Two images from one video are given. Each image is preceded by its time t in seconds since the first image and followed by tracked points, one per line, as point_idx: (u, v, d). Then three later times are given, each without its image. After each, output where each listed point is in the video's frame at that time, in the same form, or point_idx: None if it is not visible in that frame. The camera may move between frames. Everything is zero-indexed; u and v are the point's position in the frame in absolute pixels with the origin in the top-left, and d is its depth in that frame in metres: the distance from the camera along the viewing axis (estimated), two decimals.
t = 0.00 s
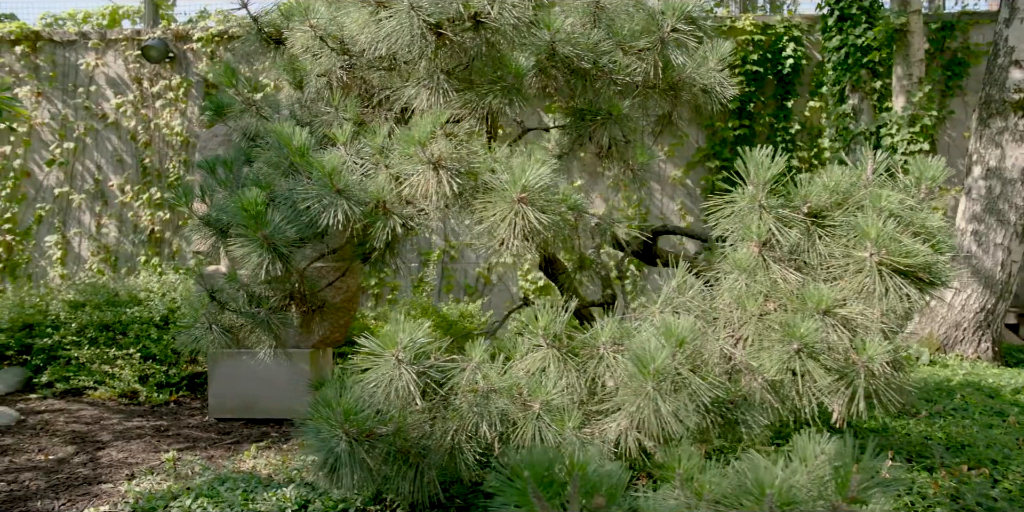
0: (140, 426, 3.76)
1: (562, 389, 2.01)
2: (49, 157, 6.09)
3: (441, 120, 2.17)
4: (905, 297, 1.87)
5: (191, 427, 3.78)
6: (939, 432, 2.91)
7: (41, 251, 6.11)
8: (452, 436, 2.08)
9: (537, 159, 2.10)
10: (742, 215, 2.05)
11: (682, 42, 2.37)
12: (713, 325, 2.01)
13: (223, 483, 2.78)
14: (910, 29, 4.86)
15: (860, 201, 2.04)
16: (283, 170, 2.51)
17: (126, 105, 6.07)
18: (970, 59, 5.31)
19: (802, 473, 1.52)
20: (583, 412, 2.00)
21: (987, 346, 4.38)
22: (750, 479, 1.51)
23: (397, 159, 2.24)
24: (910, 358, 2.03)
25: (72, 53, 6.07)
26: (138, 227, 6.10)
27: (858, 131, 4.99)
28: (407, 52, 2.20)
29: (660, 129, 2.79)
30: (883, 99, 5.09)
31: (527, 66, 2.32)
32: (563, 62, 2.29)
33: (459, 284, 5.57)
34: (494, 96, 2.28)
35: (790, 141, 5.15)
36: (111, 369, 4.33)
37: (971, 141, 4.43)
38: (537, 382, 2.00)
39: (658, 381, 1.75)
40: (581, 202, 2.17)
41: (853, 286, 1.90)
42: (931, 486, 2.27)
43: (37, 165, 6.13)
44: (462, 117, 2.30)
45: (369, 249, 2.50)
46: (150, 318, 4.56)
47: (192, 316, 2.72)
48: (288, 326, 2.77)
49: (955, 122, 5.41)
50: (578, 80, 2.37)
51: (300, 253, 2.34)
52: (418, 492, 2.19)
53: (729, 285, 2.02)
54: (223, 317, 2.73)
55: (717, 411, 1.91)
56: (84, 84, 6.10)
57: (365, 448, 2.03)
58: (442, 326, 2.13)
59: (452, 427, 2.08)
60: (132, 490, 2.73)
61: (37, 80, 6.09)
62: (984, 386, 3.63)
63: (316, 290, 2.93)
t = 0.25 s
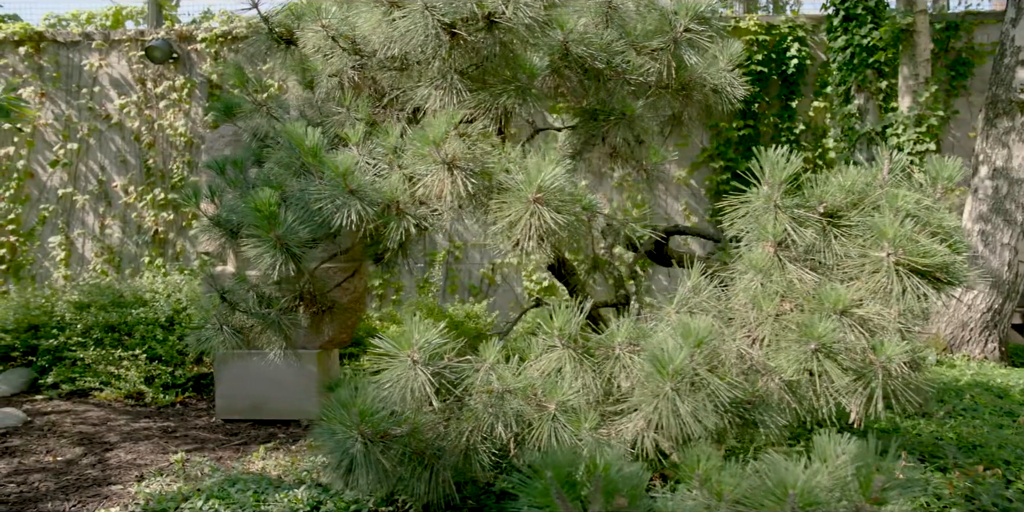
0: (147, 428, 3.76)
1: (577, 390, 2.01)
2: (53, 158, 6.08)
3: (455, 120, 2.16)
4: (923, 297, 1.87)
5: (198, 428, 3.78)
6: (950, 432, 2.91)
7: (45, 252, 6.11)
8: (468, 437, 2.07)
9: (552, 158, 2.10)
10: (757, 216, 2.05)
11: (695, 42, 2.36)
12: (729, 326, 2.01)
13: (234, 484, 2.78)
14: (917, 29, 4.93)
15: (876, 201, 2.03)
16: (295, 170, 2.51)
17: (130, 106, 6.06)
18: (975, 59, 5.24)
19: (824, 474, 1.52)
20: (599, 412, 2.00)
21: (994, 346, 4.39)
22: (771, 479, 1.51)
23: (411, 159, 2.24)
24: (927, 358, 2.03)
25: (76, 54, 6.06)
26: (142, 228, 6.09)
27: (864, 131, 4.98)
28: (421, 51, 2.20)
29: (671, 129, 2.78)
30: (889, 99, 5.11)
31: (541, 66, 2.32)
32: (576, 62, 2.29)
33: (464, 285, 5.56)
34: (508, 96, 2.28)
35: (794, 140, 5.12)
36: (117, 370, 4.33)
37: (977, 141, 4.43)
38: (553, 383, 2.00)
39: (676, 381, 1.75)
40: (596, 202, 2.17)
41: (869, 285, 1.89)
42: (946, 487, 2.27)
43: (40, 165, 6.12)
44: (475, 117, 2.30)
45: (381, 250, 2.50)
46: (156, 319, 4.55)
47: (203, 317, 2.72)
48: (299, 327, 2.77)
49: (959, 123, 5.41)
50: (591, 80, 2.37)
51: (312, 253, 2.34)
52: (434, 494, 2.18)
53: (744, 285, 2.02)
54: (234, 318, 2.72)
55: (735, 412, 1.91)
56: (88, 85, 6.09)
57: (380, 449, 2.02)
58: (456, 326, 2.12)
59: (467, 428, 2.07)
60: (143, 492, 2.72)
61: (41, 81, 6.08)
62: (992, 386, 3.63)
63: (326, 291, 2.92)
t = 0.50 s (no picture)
0: (155, 428, 3.75)
1: (592, 390, 2.00)
2: (57, 158, 6.08)
3: (468, 119, 2.15)
4: (941, 297, 1.86)
5: (205, 428, 3.77)
6: (960, 433, 2.90)
7: (49, 253, 6.10)
8: (483, 438, 2.07)
9: (567, 158, 2.09)
10: (772, 216, 2.05)
11: (708, 42, 2.37)
12: (745, 326, 2.01)
13: (244, 485, 2.77)
14: (922, 30, 4.88)
15: (891, 201, 2.03)
16: (306, 170, 2.50)
17: (134, 107, 6.06)
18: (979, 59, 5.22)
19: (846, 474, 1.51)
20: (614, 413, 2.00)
21: (1001, 346, 4.39)
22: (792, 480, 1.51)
23: (424, 159, 2.23)
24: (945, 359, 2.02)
25: (80, 54, 6.06)
26: (146, 228, 6.08)
27: (869, 132, 4.99)
28: (434, 51, 2.20)
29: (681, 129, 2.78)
30: (895, 99, 5.09)
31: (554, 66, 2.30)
32: (589, 61, 2.28)
33: (468, 285, 5.55)
34: (523, 96, 2.27)
35: (798, 140, 5.11)
36: (123, 371, 4.32)
37: (984, 141, 4.43)
38: (568, 382, 2.00)
39: (694, 381, 1.75)
40: (610, 202, 2.17)
41: (885, 285, 1.89)
42: (961, 487, 2.27)
43: (44, 166, 6.11)
44: (489, 117, 2.29)
45: (393, 251, 2.49)
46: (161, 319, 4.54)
47: (213, 318, 2.71)
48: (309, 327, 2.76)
49: (965, 123, 5.40)
50: (604, 80, 2.36)
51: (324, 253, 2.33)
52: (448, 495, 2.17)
53: (759, 285, 2.02)
54: (244, 318, 2.71)
55: (752, 412, 1.90)
56: (92, 85, 6.09)
57: (395, 450, 2.02)
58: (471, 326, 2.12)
59: (482, 429, 2.07)
60: (154, 493, 2.72)
61: (45, 81, 6.07)
62: (1001, 386, 3.62)
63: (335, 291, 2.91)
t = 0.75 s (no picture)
0: (162, 429, 3.75)
1: (608, 390, 2.00)
2: (60, 159, 6.07)
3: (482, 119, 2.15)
4: (958, 297, 1.85)
5: (213, 430, 3.76)
6: (971, 433, 2.89)
7: (52, 254, 6.10)
8: (498, 439, 2.06)
9: (581, 158, 2.09)
10: (787, 216, 2.05)
11: (721, 41, 2.38)
12: (761, 326, 2.01)
13: (254, 486, 2.77)
14: (929, 29, 4.95)
15: (907, 200, 2.02)
16: (317, 170, 2.50)
17: (138, 107, 6.05)
18: (984, 59, 5.14)
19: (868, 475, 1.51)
20: (630, 414, 1.99)
21: (1008, 346, 4.40)
22: (814, 480, 1.51)
23: (437, 159, 2.23)
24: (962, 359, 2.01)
25: (83, 55, 6.05)
26: (149, 229, 6.07)
27: (875, 131, 4.97)
28: (447, 51, 2.19)
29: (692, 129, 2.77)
30: (901, 99, 5.09)
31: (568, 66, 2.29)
32: (602, 61, 2.27)
33: (472, 285, 5.55)
34: (537, 96, 2.27)
35: (803, 141, 5.10)
36: (129, 372, 4.32)
37: (991, 141, 4.43)
38: (583, 383, 1.99)
39: (712, 381, 1.75)
40: (624, 202, 2.16)
41: (902, 285, 1.89)
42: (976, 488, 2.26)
43: (47, 167, 6.11)
44: (502, 117, 2.29)
45: (405, 251, 2.49)
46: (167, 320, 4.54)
47: (223, 318, 2.70)
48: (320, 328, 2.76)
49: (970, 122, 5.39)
50: (617, 80, 2.35)
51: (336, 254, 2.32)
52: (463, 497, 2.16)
53: (774, 285, 2.02)
54: (254, 319, 2.71)
55: (769, 413, 1.90)
56: (95, 86, 6.08)
57: (409, 450, 2.01)
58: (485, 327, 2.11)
59: (497, 430, 2.06)
60: (164, 494, 2.71)
61: (48, 82, 6.07)
62: (1010, 386, 3.62)
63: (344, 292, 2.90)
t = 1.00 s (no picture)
0: (168, 430, 3.74)
1: (622, 391, 1.99)
2: (63, 159, 6.06)
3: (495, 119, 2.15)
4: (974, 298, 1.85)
5: (219, 431, 3.76)
6: (982, 434, 2.89)
7: (56, 254, 6.09)
8: (511, 440, 2.06)
9: (595, 158, 2.08)
10: (800, 216, 2.05)
11: (733, 41, 2.37)
12: (776, 327, 2.01)
13: (263, 487, 2.76)
14: (934, 29, 4.90)
15: (922, 201, 2.01)
16: (327, 171, 2.49)
17: (141, 108, 6.04)
18: (987, 60, 5.14)
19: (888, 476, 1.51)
20: (644, 415, 1.99)
21: (1014, 347, 4.40)
22: (834, 482, 1.51)
23: (450, 159, 2.22)
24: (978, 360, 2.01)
25: (86, 55, 6.04)
26: (153, 229, 6.07)
27: (880, 132, 4.94)
28: (460, 51, 2.19)
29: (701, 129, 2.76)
30: (905, 100, 5.05)
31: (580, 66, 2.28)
32: (614, 62, 2.26)
33: (476, 286, 5.54)
34: (549, 96, 2.27)
35: (807, 141, 5.10)
36: (134, 373, 4.31)
37: (996, 141, 4.44)
38: (597, 383, 1.99)
39: (728, 382, 1.75)
40: (637, 203, 2.16)
41: (917, 285, 1.88)
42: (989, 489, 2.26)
43: (50, 167, 6.10)
44: (514, 117, 2.28)
45: (416, 252, 2.48)
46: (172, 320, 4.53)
47: (233, 319, 2.70)
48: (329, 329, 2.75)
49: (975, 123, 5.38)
50: (629, 80, 2.35)
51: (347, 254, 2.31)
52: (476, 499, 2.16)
53: (788, 285, 2.02)
54: (264, 320, 2.70)
55: (785, 414, 1.89)
56: (98, 86, 6.07)
57: (423, 451, 2.01)
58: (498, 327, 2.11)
59: (510, 431, 2.06)
60: (173, 495, 2.71)
61: (51, 82, 6.06)
62: (1018, 387, 3.61)
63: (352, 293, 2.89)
